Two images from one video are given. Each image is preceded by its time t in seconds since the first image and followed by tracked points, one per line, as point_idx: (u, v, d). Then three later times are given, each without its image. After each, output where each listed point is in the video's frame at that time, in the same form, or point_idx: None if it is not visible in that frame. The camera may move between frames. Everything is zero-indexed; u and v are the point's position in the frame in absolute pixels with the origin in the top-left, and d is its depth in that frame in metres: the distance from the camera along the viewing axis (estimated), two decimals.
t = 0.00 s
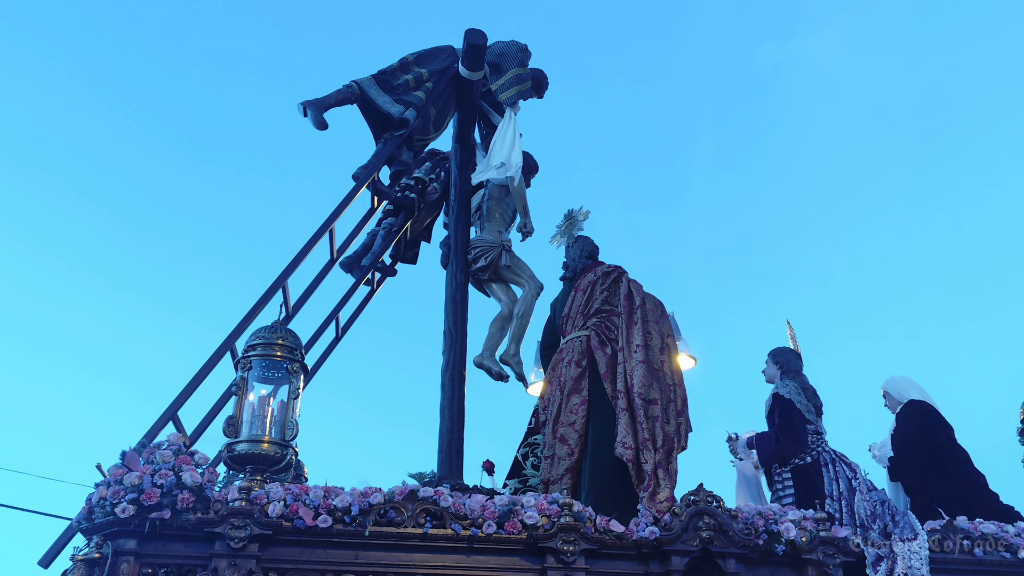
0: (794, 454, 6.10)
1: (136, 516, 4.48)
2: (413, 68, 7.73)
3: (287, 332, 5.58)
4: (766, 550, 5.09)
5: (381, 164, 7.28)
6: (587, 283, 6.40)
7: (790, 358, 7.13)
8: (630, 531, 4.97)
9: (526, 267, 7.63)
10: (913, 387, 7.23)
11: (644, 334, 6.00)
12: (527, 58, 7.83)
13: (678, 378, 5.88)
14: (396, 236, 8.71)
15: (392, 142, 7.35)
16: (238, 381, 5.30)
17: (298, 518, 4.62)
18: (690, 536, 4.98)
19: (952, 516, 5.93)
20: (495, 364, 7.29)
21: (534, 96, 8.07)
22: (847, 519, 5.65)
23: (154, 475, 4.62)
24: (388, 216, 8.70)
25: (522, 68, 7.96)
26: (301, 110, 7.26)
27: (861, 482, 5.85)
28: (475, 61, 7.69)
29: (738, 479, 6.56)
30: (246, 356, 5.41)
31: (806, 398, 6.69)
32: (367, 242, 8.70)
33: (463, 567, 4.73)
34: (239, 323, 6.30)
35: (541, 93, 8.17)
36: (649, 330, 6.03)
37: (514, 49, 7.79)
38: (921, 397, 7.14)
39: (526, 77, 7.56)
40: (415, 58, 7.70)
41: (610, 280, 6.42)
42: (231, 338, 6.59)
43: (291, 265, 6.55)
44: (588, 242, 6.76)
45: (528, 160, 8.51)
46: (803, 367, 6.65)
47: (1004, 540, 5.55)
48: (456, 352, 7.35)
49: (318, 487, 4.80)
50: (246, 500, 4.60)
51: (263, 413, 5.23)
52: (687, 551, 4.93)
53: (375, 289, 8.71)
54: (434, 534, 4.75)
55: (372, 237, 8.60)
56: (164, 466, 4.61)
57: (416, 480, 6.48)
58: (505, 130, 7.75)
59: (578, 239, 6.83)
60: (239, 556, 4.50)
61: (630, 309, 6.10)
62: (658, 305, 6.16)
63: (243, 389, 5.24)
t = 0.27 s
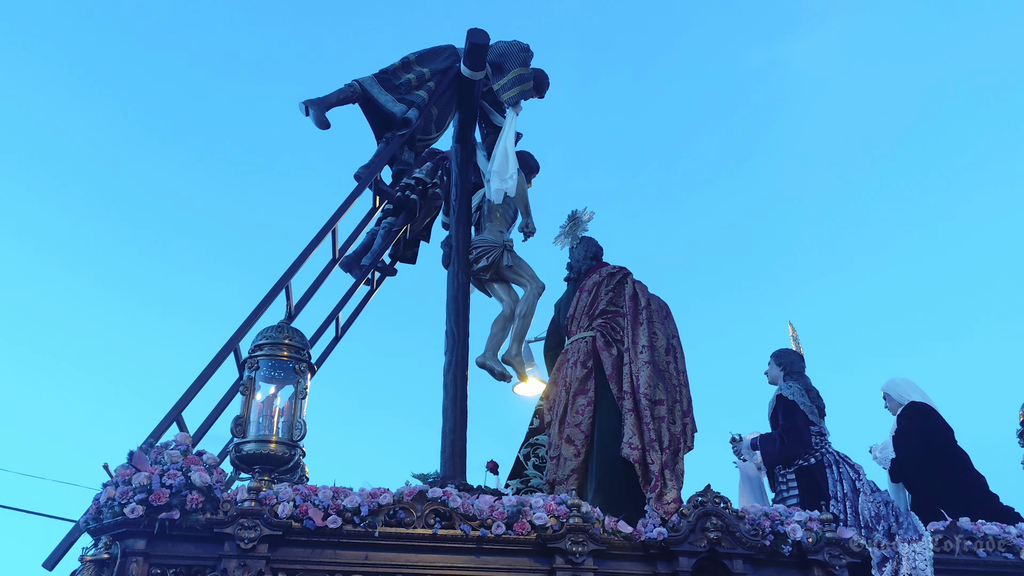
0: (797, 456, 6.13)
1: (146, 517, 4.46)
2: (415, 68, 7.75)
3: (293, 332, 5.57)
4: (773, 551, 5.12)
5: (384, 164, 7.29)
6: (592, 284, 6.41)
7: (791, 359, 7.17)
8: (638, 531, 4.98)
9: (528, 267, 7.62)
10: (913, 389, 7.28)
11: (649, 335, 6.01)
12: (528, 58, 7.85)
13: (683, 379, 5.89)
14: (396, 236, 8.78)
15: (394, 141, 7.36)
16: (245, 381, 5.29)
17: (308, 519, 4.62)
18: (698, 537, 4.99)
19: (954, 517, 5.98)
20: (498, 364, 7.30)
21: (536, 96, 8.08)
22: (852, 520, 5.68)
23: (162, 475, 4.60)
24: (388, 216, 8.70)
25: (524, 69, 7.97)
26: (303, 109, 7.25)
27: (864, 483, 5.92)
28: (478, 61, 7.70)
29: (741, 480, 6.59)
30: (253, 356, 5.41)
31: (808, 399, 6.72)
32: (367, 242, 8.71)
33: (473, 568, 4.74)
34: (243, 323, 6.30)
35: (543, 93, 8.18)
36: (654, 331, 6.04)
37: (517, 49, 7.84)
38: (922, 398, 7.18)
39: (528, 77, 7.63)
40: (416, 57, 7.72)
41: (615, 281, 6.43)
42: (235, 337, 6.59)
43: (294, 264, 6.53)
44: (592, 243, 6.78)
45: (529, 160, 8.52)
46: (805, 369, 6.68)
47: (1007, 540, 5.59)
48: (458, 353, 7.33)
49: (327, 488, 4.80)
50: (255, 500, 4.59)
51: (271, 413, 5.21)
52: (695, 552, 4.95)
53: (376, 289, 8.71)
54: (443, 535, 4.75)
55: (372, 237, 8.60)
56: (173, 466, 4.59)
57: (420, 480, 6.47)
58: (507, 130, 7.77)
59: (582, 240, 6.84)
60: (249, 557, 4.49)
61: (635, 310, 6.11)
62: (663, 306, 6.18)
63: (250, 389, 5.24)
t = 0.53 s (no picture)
0: (802, 454, 6.15)
1: (153, 513, 4.42)
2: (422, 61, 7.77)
3: (299, 326, 5.51)
4: (780, 549, 5.12)
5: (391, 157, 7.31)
6: (599, 281, 6.39)
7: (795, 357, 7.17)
8: (647, 530, 4.98)
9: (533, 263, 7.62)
10: (916, 388, 7.31)
11: (657, 333, 6.01)
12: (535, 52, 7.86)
13: (691, 376, 5.90)
14: (399, 229, 8.83)
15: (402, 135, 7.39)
16: (252, 376, 5.25)
17: (318, 516, 4.59)
18: (707, 535, 4.99)
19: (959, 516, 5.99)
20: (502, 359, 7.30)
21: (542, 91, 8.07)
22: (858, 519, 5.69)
23: (171, 470, 4.56)
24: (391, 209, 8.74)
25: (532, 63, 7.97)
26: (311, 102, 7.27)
27: (869, 482, 5.94)
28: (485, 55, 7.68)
29: (745, 478, 6.59)
30: (259, 350, 5.35)
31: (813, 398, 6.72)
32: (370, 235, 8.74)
33: (483, 565, 4.72)
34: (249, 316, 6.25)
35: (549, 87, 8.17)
36: (662, 328, 6.05)
37: (525, 44, 7.86)
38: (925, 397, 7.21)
39: (536, 72, 7.66)
40: (424, 50, 7.75)
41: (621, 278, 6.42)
42: (241, 331, 6.59)
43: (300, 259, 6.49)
44: (598, 239, 6.76)
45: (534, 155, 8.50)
46: (811, 367, 6.69)
47: (1012, 540, 5.61)
48: (462, 348, 7.30)
49: (336, 484, 4.76)
50: (264, 497, 4.56)
51: (278, 409, 5.18)
52: (704, 550, 4.94)
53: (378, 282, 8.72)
54: (453, 533, 4.73)
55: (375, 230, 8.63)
56: (181, 461, 4.55)
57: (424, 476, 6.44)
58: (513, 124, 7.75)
59: (589, 236, 6.82)
60: (258, 554, 4.46)
61: (642, 307, 6.11)
62: (670, 304, 6.18)
63: (257, 385, 5.20)
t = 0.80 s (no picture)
0: (803, 455, 6.18)
1: (159, 511, 4.40)
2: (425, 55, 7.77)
3: (304, 324, 5.50)
4: (783, 550, 5.16)
5: (393, 152, 7.32)
6: (602, 280, 6.40)
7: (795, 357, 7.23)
8: (651, 530, 4.99)
9: (535, 261, 7.64)
10: (912, 389, 7.40)
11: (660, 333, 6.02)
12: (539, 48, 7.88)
13: (695, 377, 5.91)
14: (399, 225, 8.86)
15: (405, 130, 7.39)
16: (256, 374, 5.24)
17: (324, 515, 4.58)
18: (711, 536, 5.01)
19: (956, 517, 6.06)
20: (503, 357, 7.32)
21: (545, 87, 8.07)
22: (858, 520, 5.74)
23: (176, 469, 4.53)
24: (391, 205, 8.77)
25: (535, 60, 7.97)
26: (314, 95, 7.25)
27: (869, 483, 6.00)
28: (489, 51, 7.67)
29: (744, 477, 6.63)
30: (264, 348, 5.34)
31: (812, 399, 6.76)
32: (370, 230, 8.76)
33: (488, 565, 4.73)
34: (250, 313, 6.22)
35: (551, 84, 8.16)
36: (666, 329, 6.06)
37: (530, 41, 7.88)
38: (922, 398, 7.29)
39: (540, 69, 7.67)
40: (427, 44, 7.75)
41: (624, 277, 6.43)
42: (242, 328, 6.56)
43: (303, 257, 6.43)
44: (601, 239, 6.77)
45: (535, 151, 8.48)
46: (810, 368, 6.73)
47: (1009, 541, 5.68)
48: (462, 345, 7.29)
49: (342, 483, 4.75)
50: (270, 496, 4.54)
51: (283, 407, 5.16)
52: (707, 551, 4.97)
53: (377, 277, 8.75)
54: (459, 532, 4.73)
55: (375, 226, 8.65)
56: (187, 460, 4.52)
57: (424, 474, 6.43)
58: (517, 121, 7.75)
59: (591, 236, 6.82)
60: (264, 553, 4.45)
61: (646, 307, 6.12)
62: (673, 304, 6.19)
63: (261, 382, 5.19)
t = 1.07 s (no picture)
0: (799, 458, 6.28)
1: (169, 512, 4.44)
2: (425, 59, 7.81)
3: (309, 326, 5.55)
4: (781, 552, 5.25)
5: (393, 155, 7.34)
6: (602, 284, 6.47)
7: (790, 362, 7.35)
8: (653, 532, 5.06)
9: (533, 265, 7.70)
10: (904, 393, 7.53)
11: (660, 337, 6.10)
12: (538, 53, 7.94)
13: (694, 380, 6.00)
14: (396, 228, 8.89)
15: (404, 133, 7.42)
16: (262, 376, 5.28)
17: (332, 516, 4.62)
18: (711, 537, 5.09)
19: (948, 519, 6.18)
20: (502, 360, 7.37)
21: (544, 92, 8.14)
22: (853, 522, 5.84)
23: (184, 470, 4.56)
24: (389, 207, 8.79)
25: (534, 65, 8.03)
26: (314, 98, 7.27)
27: (864, 486, 6.11)
28: (488, 56, 7.72)
29: (740, 480, 6.73)
30: (269, 350, 5.38)
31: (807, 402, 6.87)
32: (368, 232, 8.78)
33: (493, 566, 4.78)
34: (253, 316, 6.25)
35: (550, 89, 8.23)
36: (665, 333, 6.13)
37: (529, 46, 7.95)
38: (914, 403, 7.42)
39: (539, 75, 7.74)
40: (426, 48, 7.79)
41: (624, 281, 6.50)
42: (244, 330, 6.57)
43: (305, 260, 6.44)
44: (600, 243, 6.85)
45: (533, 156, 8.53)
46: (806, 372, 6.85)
47: (1000, 544, 5.81)
48: (461, 348, 7.34)
49: (348, 485, 4.79)
50: (278, 497, 4.58)
51: (288, 409, 5.19)
52: (708, 553, 5.05)
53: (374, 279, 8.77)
54: (465, 533, 4.79)
55: (373, 228, 8.67)
56: (195, 461, 4.55)
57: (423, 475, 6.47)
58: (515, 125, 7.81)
59: (590, 240, 6.90)
60: (272, 554, 4.49)
61: (646, 311, 6.19)
62: (672, 308, 6.27)
63: (267, 385, 5.22)
